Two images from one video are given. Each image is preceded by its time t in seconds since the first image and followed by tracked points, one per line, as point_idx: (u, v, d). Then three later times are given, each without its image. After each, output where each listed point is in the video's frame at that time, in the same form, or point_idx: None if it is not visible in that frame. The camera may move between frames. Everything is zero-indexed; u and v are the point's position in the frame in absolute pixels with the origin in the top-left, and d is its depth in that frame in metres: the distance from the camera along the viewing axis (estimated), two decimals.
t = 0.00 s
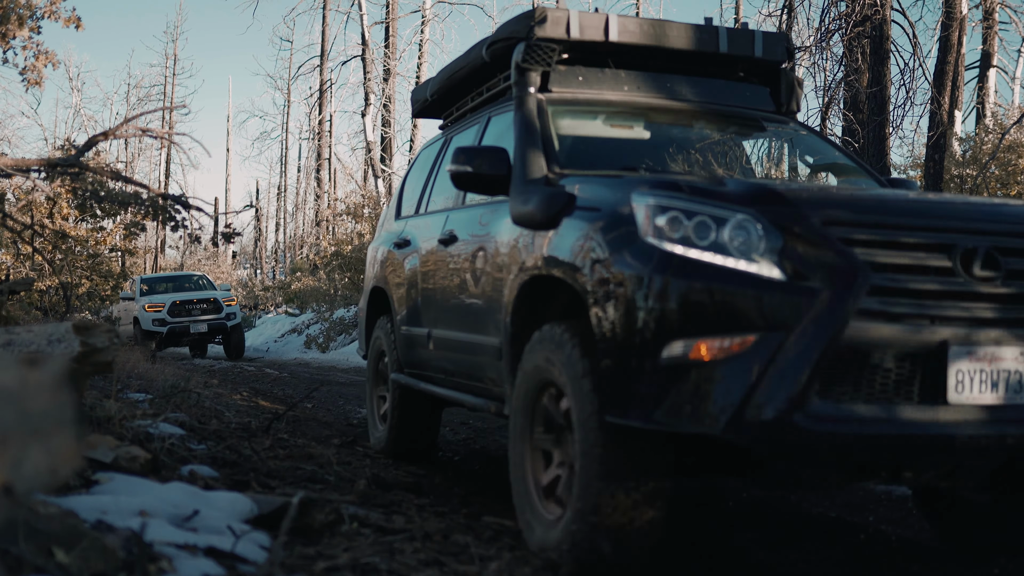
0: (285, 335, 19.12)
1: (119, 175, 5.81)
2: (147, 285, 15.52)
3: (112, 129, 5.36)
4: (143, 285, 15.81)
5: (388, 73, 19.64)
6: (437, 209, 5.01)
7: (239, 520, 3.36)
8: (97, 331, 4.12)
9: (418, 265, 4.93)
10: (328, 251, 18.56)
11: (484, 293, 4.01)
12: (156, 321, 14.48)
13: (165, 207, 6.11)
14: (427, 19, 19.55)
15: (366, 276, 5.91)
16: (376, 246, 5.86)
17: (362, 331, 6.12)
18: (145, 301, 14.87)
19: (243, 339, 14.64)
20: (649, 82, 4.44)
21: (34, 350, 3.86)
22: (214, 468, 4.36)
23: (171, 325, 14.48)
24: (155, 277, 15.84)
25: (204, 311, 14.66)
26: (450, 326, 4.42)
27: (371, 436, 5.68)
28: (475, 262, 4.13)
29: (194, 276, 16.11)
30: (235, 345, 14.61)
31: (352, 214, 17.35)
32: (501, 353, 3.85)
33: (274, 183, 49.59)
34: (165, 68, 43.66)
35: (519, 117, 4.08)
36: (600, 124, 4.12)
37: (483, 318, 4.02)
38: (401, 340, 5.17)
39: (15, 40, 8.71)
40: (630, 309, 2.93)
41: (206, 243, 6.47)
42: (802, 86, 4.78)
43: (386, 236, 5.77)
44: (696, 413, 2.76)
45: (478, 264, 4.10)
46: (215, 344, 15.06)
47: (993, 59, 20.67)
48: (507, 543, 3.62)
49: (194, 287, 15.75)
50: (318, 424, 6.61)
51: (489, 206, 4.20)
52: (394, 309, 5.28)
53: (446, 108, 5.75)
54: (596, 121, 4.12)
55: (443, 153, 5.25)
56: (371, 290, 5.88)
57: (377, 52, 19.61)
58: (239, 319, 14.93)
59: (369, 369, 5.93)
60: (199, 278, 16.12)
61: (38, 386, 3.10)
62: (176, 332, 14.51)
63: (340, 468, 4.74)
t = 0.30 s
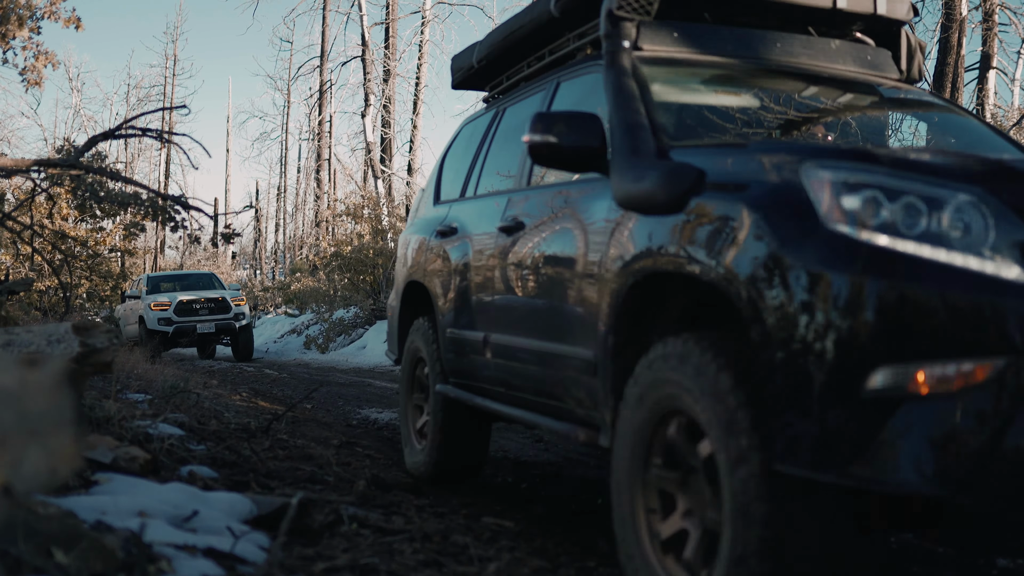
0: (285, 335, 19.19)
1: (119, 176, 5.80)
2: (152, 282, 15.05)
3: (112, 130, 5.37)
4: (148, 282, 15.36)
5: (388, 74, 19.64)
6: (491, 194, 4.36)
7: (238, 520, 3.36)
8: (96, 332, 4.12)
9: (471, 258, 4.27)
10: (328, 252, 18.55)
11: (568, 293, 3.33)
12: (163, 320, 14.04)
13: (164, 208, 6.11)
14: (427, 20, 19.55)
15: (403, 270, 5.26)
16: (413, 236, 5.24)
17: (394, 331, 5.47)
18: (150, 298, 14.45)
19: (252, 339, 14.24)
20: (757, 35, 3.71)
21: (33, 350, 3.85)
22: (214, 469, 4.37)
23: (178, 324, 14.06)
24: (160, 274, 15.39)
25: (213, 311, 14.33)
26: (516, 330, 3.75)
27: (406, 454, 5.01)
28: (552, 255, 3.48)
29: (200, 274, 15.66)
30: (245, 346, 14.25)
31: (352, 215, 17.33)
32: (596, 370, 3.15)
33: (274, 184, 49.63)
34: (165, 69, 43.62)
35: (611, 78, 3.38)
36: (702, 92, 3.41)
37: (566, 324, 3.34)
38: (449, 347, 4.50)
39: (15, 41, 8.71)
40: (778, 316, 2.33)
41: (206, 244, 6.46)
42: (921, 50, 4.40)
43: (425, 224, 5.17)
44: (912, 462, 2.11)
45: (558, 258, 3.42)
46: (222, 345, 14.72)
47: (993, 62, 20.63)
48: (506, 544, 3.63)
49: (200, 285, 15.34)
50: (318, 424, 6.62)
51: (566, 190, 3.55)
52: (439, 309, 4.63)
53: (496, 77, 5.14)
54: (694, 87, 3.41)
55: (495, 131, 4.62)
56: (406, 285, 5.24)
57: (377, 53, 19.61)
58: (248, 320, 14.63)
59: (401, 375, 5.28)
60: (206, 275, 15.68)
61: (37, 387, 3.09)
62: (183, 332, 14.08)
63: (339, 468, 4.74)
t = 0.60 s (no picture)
0: (284, 336, 19.14)
1: (119, 177, 5.80)
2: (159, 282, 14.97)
3: (111, 130, 5.35)
4: (155, 281, 15.28)
5: (388, 75, 19.66)
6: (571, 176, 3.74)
7: (237, 521, 3.36)
8: (96, 333, 4.13)
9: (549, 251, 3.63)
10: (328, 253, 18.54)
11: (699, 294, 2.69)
12: (168, 321, 13.97)
13: (164, 210, 6.11)
14: (427, 21, 19.57)
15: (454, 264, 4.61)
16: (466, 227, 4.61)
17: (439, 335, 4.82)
18: (157, 298, 14.36)
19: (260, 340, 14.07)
20: None
21: (33, 351, 3.84)
22: (213, 470, 4.36)
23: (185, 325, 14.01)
24: (167, 273, 15.31)
25: (220, 311, 14.28)
26: (615, 342, 3.11)
27: (457, 479, 4.36)
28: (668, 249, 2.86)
29: (207, 273, 15.59)
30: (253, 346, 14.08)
31: (352, 216, 17.31)
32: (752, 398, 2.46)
33: (274, 185, 49.65)
34: (166, 70, 43.69)
35: (752, 26, 2.80)
36: (838, 43, 2.73)
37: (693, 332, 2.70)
38: (514, 356, 3.88)
39: (15, 42, 8.73)
40: None
41: (206, 245, 6.46)
42: None
43: (478, 213, 4.56)
44: None
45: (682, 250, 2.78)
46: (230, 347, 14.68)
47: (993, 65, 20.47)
48: (506, 546, 3.62)
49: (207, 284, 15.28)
50: (317, 426, 6.62)
51: (686, 164, 2.92)
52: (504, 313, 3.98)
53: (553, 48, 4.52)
54: (834, 35, 2.77)
55: (567, 102, 4.02)
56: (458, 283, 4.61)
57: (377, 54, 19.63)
58: (256, 320, 14.53)
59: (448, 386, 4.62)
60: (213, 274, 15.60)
61: (37, 388, 3.09)
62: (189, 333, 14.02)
63: (339, 470, 4.73)
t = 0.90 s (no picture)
0: (284, 337, 19.14)
1: (119, 179, 5.80)
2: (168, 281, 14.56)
3: (111, 131, 5.32)
4: (164, 279, 14.87)
5: (387, 76, 19.67)
6: (694, 146, 3.02)
7: (237, 522, 3.36)
8: (96, 334, 4.14)
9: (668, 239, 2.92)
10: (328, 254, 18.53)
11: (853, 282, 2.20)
12: (178, 321, 13.50)
13: (164, 211, 6.13)
14: (427, 22, 19.59)
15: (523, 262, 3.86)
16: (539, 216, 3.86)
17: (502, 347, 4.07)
18: (165, 297, 13.94)
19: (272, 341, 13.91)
20: None
21: (33, 352, 3.84)
22: (213, 471, 4.36)
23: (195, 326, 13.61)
24: (176, 271, 14.91)
25: (231, 312, 13.94)
26: (769, 354, 2.44)
27: (529, 518, 3.59)
28: (811, 235, 2.34)
29: (217, 272, 15.23)
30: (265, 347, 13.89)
31: (352, 217, 17.30)
32: None
33: (274, 186, 49.66)
34: (165, 71, 43.67)
35: None
36: None
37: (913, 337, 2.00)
38: (615, 372, 3.11)
39: (14, 43, 8.72)
40: None
41: (205, 246, 6.47)
42: None
43: (552, 200, 3.84)
44: None
45: (893, 231, 2.10)
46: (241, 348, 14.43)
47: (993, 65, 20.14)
48: (507, 547, 3.62)
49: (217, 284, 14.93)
50: (317, 426, 6.62)
51: (894, 123, 2.18)
52: (598, 321, 3.22)
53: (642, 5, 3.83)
54: None
55: (680, 62, 3.33)
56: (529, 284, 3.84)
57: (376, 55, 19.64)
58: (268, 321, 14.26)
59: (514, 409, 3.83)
60: (224, 273, 15.27)
61: (37, 388, 3.08)
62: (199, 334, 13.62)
63: (340, 471, 4.73)
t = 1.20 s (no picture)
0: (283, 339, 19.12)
1: (118, 179, 5.79)
2: (174, 279, 14.38)
3: (111, 132, 5.32)
4: (170, 277, 14.71)
5: (387, 76, 19.67)
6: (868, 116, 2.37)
7: (237, 523, 3.36)
8: (96, 335, 4.14)
9: (759, 233, 2.54)
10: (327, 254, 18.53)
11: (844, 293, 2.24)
12: (185, 318, 13.33)
13: (163, 211, 6.12)
14: (427, 23, 19.58)
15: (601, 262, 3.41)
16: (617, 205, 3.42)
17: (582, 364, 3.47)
18: (171, 296, 13.76)
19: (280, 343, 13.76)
20: None
21: (32, 353, 3.84)
22: (213, 471, 4.36)
23: (203, 324, 13.44)
24: (182, 269, 14.73)
25: (239, 310, 13.78)
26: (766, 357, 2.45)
27: None
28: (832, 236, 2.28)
29: (224, 270, 15.06)
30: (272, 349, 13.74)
31: (351, 218, 17.27)
32: None
33: (273, 186, 49.66)
34: (165, 71, 43.64)
35: None
36: None
37: None
38: (766, 403, 2.43)
39: (14, 43, 8.72)
40: None
41: (205, 247, 6.46)
42: None
43: (624, 187, 3.41)
44: None
45: (918, 228, 2.05)
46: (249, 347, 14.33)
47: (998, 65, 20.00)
48: (506, 547, 3.61)
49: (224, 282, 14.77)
50: (317, 427, 6.62)
51: None
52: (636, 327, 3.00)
53: None
54: None
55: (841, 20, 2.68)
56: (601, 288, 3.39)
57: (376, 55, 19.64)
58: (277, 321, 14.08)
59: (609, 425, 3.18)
60: (230, 270, 15.10)
61: (38, 388, 3.07)
62: (207, 332, 13.46)
63: (339, 471, 4.73)
